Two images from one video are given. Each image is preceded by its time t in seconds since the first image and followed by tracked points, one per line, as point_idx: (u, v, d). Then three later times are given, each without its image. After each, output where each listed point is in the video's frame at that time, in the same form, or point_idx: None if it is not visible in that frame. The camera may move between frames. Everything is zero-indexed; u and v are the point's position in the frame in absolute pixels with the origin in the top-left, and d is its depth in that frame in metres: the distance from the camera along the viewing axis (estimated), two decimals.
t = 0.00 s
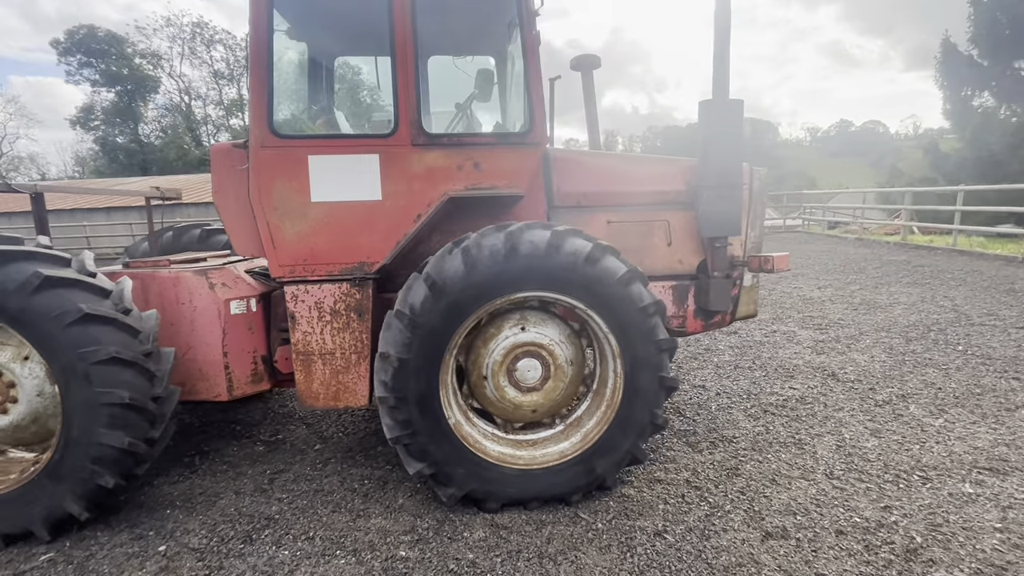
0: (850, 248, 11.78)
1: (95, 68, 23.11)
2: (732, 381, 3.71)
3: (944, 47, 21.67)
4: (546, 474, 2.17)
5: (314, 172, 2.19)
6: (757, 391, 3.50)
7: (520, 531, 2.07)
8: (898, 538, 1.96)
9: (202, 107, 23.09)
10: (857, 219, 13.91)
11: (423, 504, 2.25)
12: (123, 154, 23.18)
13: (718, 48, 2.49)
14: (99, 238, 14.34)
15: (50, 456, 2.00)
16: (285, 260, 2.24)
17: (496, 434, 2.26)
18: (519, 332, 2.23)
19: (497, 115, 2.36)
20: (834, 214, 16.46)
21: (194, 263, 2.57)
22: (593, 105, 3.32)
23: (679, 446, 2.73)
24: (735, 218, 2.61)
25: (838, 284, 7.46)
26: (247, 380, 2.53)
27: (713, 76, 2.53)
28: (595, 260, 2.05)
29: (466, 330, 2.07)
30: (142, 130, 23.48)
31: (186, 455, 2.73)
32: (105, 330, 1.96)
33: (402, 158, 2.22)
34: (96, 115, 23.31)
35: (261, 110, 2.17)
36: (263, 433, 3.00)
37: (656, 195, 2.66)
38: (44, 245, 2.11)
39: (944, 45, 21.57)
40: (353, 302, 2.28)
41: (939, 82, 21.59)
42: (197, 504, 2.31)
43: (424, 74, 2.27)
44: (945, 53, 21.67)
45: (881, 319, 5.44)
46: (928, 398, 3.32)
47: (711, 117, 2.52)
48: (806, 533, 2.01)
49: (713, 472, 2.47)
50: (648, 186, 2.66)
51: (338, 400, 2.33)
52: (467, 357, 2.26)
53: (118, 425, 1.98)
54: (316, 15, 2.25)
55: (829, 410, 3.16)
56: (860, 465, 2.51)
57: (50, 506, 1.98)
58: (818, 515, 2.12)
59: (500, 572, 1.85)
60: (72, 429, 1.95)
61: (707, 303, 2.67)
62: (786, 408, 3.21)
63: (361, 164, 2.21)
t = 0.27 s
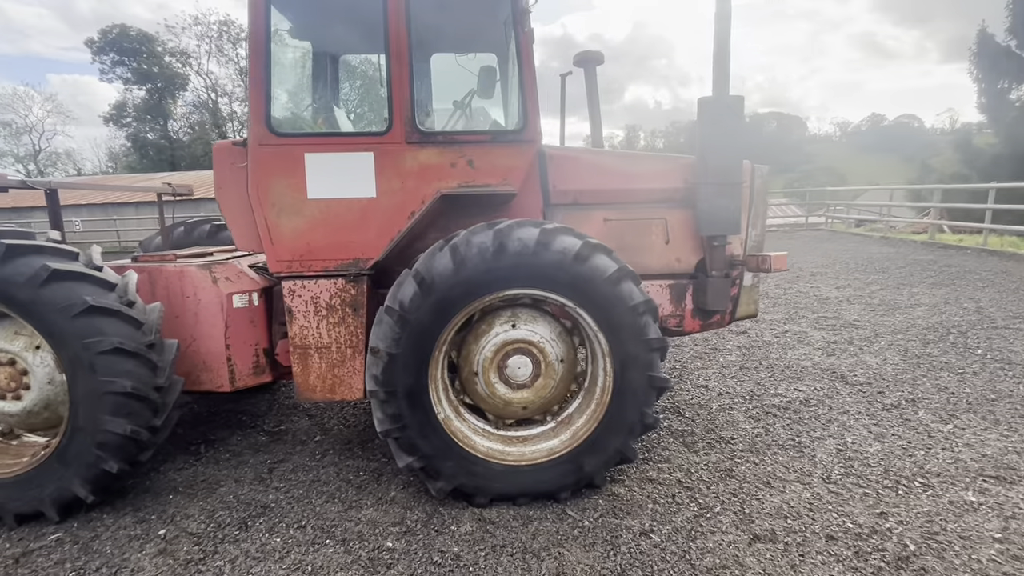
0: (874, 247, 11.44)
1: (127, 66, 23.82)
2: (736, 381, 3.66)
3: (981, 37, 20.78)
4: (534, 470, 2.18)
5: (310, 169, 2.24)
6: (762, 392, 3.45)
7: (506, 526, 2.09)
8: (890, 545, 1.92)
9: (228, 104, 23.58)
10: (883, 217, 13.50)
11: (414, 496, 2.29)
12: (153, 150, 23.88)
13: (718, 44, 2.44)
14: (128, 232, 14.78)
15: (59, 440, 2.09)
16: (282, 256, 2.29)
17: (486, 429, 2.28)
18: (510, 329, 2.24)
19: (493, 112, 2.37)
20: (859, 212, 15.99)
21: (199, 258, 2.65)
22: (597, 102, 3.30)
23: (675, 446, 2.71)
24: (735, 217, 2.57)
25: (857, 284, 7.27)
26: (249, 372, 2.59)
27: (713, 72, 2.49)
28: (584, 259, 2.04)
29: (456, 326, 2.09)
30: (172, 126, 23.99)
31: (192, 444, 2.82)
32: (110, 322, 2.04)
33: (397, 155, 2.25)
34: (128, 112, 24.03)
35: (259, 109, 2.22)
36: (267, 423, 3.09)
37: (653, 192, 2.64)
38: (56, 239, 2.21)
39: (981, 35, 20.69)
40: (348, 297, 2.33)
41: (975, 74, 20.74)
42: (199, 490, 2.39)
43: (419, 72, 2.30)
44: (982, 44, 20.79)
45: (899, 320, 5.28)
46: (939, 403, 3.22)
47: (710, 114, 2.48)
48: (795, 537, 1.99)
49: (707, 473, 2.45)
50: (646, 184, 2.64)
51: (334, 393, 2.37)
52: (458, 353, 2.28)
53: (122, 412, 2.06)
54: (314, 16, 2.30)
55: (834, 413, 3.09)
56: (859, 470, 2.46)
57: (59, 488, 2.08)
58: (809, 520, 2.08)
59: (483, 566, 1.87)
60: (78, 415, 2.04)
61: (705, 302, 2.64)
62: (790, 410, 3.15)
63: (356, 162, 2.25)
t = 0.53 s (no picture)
0: (906, 247, 11.01)
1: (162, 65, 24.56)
2: (751, 383, 3.58)
3: None
4: (533, 469, 2.17)
5: (316, 165, 2.26)
6: (776, 395, 3.36)
7: (504, 523, 2.08)
8: (900, 557, 1.85)
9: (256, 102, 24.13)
10: (916, 215, 12.99)
11: (415, 491, 2.30)
12: (186, 147, 24.62)
13: (731, 37, 2.39)
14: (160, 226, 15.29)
15: (75, 426, 2.17)
16: (288, 251, 2.32)
17: (487, 426, 2.28)
18: (512, 326, 2.23)
19: (498, 108, 2.35)
20: (892, 210, 15.42)
21: (212, 251, 2.71)
22: (608, 97, 3.26)
23: (681, 448, 2.67)
24: (746, 214, 2.49)
25: (885, 285, 7.01)
26: (259, 364, 2.64)
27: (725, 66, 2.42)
28: (586, 256, 2.02)
29: (456, 323, 2.09)
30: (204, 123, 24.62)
31: (205, 432, 2.90)
32: (122, 313, 2.10)
33: (401, 151, 2.26)
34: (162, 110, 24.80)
35: (267, 106, 2.25)
36: (278, 414, 3.15)
37: (662, 189, 2.58)
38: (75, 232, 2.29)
39: None
40: (353, 292, 2.35)
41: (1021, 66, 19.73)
42: (208, 478, 2.45)
43: (424, 68, 2.30)
44: None
45: (928, 323, 5.08)
46: (965, 410, 3.08)
47: (721, 108, 2.42)
48: (799, 545, 1.93)
49: (712, 477, 2.40)
50: (654, 180, 2.59)
51: (338, 386, 2.40)
52: (460, 350, 2.28)
53: (133, 401, 2.12)
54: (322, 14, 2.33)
55: (850, 418, 2.99)
56: (873, 478, 2.37)
57: (74, 472, 2.16)
58: (816, 528, 2.02)
59: (478, 563, 1.87)
60: (93, 403, 2.12)
61: (714, 302, 2.58)
62: (804, 414, 3.06)
63: (361, 158, 2.26)
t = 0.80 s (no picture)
0: (945, 248, 10.51)
1: (196, 66, 25.34)
2: (767, 388, 3.45)
3: None
4: (531, 471, 2.12)
5: (319, 160, 2.26)
6: (794, 401, 3.23)
7: (500, 526, 2.04)
8: None
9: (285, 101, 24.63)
10: (956, 215, 12.40)
11: (413, 489, 2.28)
12: (218, 145, 25.33)
13: (746, 28, 2.30)
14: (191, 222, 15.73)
15: (84, 416, 2.23)
16: (291, 246, 2.33)
17: (485, 426, 2.24)
18: (512, 325, 2.19)
19: (501, 103, 2.30)
20: (930, 210, 14.76)
21: (221, 246, 2.74)
22: (621, 91, 3.18)
23: (689, 454, 2.58)
24: (761, 212, 2.38)
25: (919, 288, 6.70)
26: (265, 358, 2.66)
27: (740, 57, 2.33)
28: (586, 254, 1.96)
29: (454, 320, 2.06)
30: (235, 121, 25.24)
31: (215, 424, 2.95)
32: (128, 306, 2.14)
33: (403, 147, 2.23)
34: (195, 109, 25.56)
35: (270, 102, 2.26)
36: (286, 408, 3.18)
37: (672, 186, 2.50)
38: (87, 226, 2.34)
39: None
40: (354, 288, 2.34)
41: None
42: (213, 470, 2.48)
43: (427, 65, 2.27)
44: None
45: (963, 329, 4.81)
46: (998, 422, 2.90)
47: (735, 101, 2.33)
48: (807, 561, 1.83)
49: (719, 485, 2.31)
50: (664, 177, 2.51)
51: (340, 381, 2.40)
52: (459, 348, 2.25)
53: (138, 392, 2.16)
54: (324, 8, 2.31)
55: (872, 428, 2.84)
56: (893, 492, 2.24)
57: (83, 460, 2.21)
58: (827, 543, 1.92)
59: (470, 566, 1.84)
60: (100, 393, 2.16)
61: (725, 303, 2.48)
62: (822, 422, 2.93)
63: (363, 153, 2.25)
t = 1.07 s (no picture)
0: (991, 252, 9.94)
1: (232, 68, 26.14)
2: (788, 397, 3.30)
3: None
4: (530, 478, 2.07)
5: (323, 159, 2.26)
6: (815, 412, 3.07)
7: (495, 533, 2.00)
8: None
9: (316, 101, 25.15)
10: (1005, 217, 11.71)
11: (411, 491, 2.26)
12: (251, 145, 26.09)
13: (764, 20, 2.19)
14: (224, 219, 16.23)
15: (96, 408, 2.29)
16: (295, 245, 2.34)
17: (485, 430, 2.20)
18: (513, 327, 2.14)
19: (505, 100, 2.25)
20: (977, 212, 13.99)
21: (232, 244, 2.78)
22: (636, 88, 3.11)
23: (699, 464, 2.48)
24: (778, 213, 2.26)
25: (961, 295, 6.33)
26: (274, 355, 2.66)
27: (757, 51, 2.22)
28: (588, 256, 1.89)
29: (452, 322, 2.02)
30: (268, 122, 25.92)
31: (226, 418, 3.00)
32: (137, 301, 2.19)
33: (406, 145, 2.21)
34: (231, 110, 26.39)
35: (276, 102, 2.27)
36: (296, 405, 3.21)
37: (684, 185, 2.40)
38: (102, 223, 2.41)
39: None
40: (357, 288, 2.33)
41: None
42: (219, 464, 2.52)
43: (431, 64, 2.23)
44: None
45: (1007, 339, 4.51)
46: None
47: (751, 97, 2.22)
48: None
49: (728, 499, 2.21)
50: (675, 176, 2.41)
51: (342, 380, 2.40)
52: (460, 350, 2.21)
53: (146, 387, 2.20)
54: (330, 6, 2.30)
55: (899, 443, 2.68)
56: (917, 513, 2.10)
57: (94, 451, 2.27)
58: (840, 567, 1.80)
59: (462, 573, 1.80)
60: (110, 386, 2.21)
61: (739, 308, 2.37)
62: (845, 435, 2.77)
63: (366, 152, 2.24)
